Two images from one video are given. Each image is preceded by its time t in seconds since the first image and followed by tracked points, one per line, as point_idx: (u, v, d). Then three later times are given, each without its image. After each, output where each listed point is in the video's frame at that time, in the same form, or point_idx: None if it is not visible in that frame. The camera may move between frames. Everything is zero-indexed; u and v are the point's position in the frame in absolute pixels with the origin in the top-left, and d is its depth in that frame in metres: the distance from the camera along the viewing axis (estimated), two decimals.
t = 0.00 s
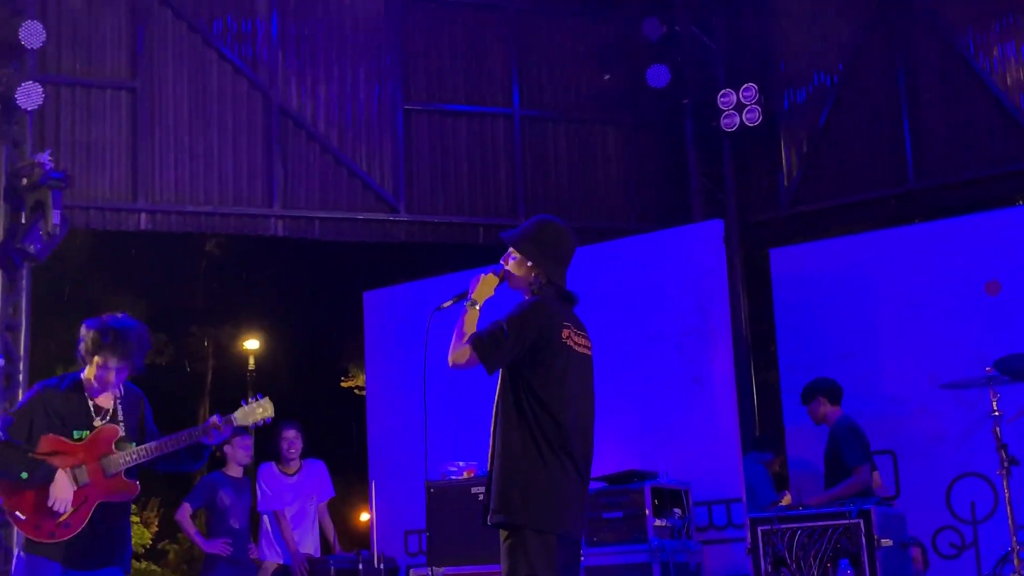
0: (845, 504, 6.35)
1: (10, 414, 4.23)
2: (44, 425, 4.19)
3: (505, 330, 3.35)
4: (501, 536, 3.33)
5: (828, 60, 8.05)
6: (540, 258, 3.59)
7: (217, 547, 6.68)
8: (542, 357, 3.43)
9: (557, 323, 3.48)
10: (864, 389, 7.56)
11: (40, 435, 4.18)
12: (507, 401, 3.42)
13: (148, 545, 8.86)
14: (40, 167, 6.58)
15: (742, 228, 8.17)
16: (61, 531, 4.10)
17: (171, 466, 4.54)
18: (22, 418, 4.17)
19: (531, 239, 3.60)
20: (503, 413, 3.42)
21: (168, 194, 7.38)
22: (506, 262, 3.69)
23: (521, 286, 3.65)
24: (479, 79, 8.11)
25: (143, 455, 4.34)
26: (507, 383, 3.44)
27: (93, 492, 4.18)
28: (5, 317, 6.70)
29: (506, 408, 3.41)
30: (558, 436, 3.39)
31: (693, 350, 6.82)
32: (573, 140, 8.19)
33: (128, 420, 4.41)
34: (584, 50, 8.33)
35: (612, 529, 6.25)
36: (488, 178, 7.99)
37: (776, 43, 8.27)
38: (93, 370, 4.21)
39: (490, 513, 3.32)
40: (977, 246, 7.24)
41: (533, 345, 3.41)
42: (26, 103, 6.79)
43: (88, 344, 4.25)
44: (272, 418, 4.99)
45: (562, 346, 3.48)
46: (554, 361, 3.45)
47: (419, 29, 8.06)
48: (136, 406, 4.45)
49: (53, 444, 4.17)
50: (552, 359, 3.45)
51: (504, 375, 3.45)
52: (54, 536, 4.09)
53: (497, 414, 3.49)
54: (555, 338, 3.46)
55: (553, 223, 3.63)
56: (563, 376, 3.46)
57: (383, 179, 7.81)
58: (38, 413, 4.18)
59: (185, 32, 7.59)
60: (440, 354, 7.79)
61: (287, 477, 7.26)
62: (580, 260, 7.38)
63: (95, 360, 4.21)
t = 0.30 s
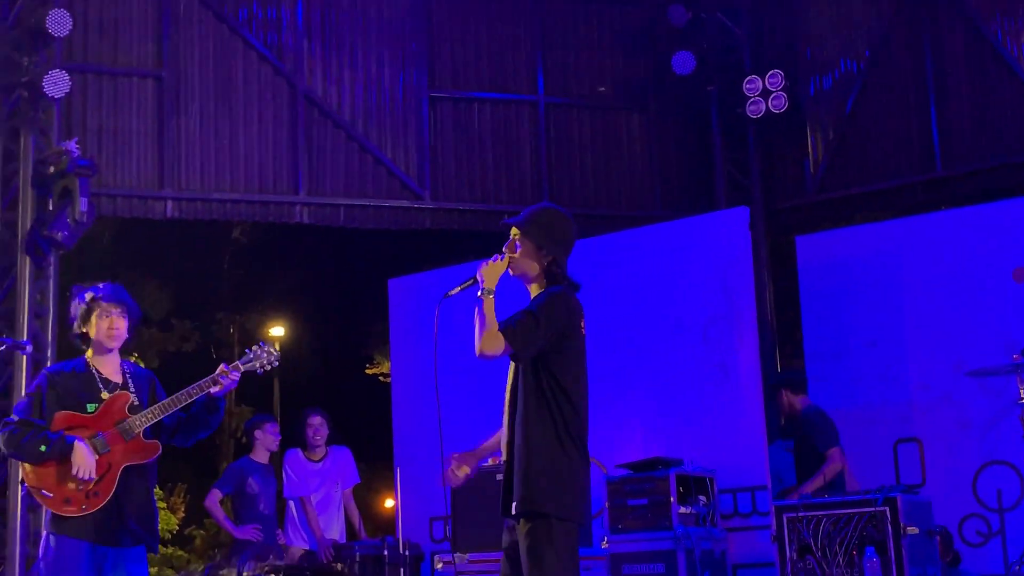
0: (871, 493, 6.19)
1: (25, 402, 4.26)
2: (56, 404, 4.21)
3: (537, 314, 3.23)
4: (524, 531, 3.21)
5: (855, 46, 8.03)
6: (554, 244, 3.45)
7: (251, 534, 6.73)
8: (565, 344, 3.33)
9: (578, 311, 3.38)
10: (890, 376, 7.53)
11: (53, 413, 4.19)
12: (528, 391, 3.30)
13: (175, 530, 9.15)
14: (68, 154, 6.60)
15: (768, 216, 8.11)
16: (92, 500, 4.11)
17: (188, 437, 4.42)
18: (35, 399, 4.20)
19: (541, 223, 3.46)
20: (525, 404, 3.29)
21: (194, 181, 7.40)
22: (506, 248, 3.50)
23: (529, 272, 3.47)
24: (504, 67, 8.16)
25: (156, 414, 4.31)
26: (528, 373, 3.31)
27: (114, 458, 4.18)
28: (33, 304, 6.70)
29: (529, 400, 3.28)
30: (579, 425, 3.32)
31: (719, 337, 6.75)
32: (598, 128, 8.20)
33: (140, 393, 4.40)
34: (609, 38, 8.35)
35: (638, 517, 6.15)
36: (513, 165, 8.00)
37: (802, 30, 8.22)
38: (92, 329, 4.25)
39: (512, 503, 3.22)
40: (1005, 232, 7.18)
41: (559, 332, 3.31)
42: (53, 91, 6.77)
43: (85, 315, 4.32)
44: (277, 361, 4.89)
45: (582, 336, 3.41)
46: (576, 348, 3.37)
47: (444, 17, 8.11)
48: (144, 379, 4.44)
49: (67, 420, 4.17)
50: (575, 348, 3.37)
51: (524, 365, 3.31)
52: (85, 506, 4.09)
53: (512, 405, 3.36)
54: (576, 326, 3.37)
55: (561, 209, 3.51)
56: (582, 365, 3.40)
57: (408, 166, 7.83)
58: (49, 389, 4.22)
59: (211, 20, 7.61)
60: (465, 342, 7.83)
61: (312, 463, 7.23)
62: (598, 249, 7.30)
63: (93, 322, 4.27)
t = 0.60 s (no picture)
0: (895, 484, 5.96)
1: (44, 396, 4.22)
2: (78, 392, 4.17)
3: (564, 307, 3.11)
4: (544, 528, 3.04)
5: (880, 37, 8.01)
6: (566, 240, 3.31)
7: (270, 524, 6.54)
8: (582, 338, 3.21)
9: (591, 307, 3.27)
10: (914, 367, 7.47)
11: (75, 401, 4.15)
12: (546, 379, 3.14)
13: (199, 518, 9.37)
14: (92, 145, 6.53)
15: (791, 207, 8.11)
16: (120, 485, 4.08)
17: (207, 424, 4.35)
18: (57, 389, 4.16)
19: (550, 218, 3.30)
20: (545, 394, 3.13)
21: (218, 172, 7.42)
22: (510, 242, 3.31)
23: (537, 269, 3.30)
24: (528, 58, 8.17)
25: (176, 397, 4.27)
26: (550, 361, 3.15)
27: (139, 443, 4.14)
28: (58, 295, 6.64)
29: (552, 389, 3.12)
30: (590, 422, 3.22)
31: (742, 330, 6.48)
32: (621, 119, 8.23)
33: (157, 380, 4.34)
34: (631, 29, 8.35)
35: (661, 509, 5.97)
36: (536, 157, 8.03)
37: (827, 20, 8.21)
38: (103, 316, 4.22)
39: (533, 497, 3.05)
40: None
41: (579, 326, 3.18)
42: (78, 81, 6.73)
43: (94, 305, 4.28)
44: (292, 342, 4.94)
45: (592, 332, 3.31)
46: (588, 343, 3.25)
47: (468, 9, 8.13)
48: (162, 367, 4.39)
49: (89, 408, 4.13)
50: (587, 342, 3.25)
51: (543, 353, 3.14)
52: (113, 491, 4.06)
53: (524, 394, 3.16)
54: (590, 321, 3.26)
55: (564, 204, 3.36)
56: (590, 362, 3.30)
57: (430, 157, 7.84)
58: (69, 378, 4.18)
59: (235, 11, 7.63)
60: (486, 331, 7.79)
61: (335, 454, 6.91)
62: (612, 242, 7.06)
63: (105, 309, 4.23)
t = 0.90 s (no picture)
0: (918, 480, 5.86)
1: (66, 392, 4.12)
2: (104, 384, 4.08)
3: (563, 304, 3.38)
4: (533, 520, 3.21)
5: (903, 31, 8.00)
6: (554, 240, 3.57)
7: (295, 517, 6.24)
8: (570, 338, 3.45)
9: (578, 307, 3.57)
10: (936, 363, 7.41)
11: (101, 393, 4.06)
12: (539, 376, 3.34)
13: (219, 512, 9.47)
14: (114, 139, 6.48)
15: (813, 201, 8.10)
16: (148, 477, 4.01)
17: (228, 418, 4.25)
18: (83, 380, 4.06)
19: (543, 218, 3.55)
20: (540, 390, 3.33)
21: (240, 166, 7.43)
22: (503, 238, 3.52)
23: (528, 265, 3.52)
24: (549, 52, 8.18)
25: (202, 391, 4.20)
26: (545, 356, 3.36)
27: (166, 435, 4.08)
28: (81, 288, 6.63)
29: (548, 386, 3.34)
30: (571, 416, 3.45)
31: (764, 324, 6.40)
32: (642, 113, 8.23)
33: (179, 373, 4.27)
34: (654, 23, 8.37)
35: (682, 503, 5.81)
36: (556, 151, 8.02)
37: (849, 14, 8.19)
38: (123, 307, 4.16)
39: (528, 492, 3.21)
40: None
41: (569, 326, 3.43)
42: (100, 76, 6.76)
43: (114, 300, 4.23)
44: (313, 336, 4.88)
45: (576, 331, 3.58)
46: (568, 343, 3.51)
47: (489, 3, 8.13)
48: (183, 360, 4.31)
49: (116, 400, 4.06)
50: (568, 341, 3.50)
51: (539, 347, 3.36)
52: (141, 483, 3.99)
53: (518, 388, 3.34)
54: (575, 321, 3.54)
55: (549, 206, 3.62)
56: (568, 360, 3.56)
57: (451, 151, 7.84)
58: (94, 370, 4.08)
59: (256, 5, 7.64)
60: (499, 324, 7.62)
61: (354, 447, 6.58)
62: (622, 239, 7.05)
63: (125, 301, 4.18)
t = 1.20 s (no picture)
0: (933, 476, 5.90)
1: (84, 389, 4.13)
2: (121, 381, 4.09)
3: (562, 300, 3.46)
4: (536, 518, 3.24)
5: (918, 25, 7.94)
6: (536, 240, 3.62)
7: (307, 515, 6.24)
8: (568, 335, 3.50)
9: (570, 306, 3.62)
10: (952, 359, 7.35)
11: (118, 390, 4.07)
12: (539, 374, 3.38)
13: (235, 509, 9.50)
14: (130, 138, 6.49)
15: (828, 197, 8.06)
16: (163, 475, 4.02)
17: (243, 419, 4.27)
18: (100, 377, 4.06)
19: (524, 219, 3.60)
20: (540, 388, 3.36)
21: (254, 164, 7.44)
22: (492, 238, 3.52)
23: (518, 261, 3.55)
24: (563, 48, 8.16)
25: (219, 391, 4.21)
26: (545, 354, 3.40)
27: (183, 433, 4.09)
28: (97, 286, 6.63)
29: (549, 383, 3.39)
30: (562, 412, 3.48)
31: (779, 321, 6.38)
32: (655, 110, 8.21)
33: (197, 371, 4.27)
34: (668, 20, 8.35)
35: (697, 500, 5.80)
36: (571, 149, 8.02)
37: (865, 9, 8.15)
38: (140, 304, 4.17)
39: (531, 487, 3.23)
40: None
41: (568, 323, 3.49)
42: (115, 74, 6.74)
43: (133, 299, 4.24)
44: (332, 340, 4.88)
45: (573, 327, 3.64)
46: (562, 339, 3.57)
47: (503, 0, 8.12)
48: (201, 358, 4.31)
49: (133, 397, 4.06)
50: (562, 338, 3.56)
51: (544, 345, 3.39)
52: (156, 480, 4.00)
53: (519, 387, 3.36)
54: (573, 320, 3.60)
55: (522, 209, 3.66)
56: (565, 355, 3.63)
57: (465, 149, 7.84)
58: (113, 367, 4.09)
59: (269, 3, 7.64)
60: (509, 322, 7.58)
61: (370, 446, 6.56)
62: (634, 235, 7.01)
63: (142, 298, 4.18)
